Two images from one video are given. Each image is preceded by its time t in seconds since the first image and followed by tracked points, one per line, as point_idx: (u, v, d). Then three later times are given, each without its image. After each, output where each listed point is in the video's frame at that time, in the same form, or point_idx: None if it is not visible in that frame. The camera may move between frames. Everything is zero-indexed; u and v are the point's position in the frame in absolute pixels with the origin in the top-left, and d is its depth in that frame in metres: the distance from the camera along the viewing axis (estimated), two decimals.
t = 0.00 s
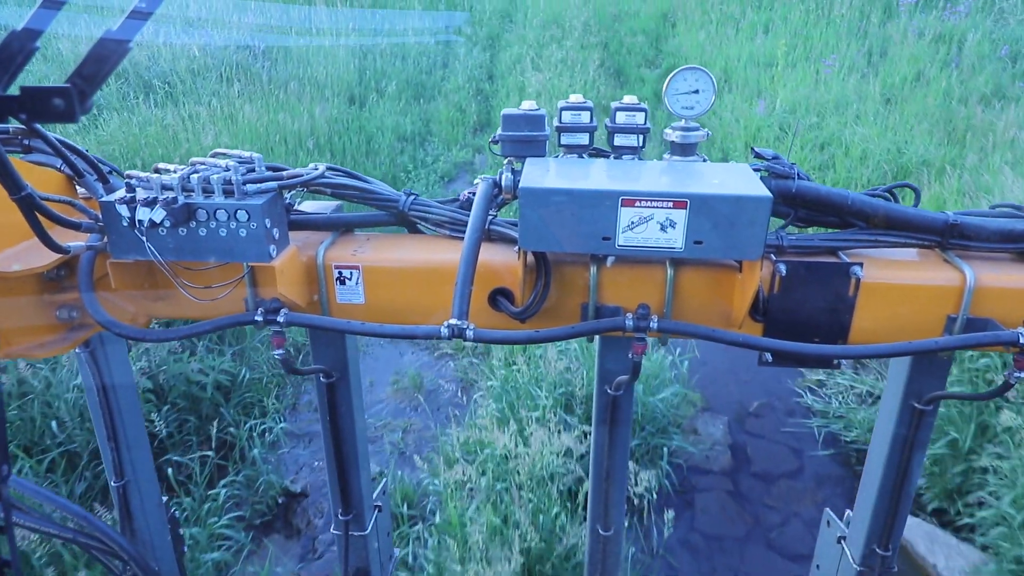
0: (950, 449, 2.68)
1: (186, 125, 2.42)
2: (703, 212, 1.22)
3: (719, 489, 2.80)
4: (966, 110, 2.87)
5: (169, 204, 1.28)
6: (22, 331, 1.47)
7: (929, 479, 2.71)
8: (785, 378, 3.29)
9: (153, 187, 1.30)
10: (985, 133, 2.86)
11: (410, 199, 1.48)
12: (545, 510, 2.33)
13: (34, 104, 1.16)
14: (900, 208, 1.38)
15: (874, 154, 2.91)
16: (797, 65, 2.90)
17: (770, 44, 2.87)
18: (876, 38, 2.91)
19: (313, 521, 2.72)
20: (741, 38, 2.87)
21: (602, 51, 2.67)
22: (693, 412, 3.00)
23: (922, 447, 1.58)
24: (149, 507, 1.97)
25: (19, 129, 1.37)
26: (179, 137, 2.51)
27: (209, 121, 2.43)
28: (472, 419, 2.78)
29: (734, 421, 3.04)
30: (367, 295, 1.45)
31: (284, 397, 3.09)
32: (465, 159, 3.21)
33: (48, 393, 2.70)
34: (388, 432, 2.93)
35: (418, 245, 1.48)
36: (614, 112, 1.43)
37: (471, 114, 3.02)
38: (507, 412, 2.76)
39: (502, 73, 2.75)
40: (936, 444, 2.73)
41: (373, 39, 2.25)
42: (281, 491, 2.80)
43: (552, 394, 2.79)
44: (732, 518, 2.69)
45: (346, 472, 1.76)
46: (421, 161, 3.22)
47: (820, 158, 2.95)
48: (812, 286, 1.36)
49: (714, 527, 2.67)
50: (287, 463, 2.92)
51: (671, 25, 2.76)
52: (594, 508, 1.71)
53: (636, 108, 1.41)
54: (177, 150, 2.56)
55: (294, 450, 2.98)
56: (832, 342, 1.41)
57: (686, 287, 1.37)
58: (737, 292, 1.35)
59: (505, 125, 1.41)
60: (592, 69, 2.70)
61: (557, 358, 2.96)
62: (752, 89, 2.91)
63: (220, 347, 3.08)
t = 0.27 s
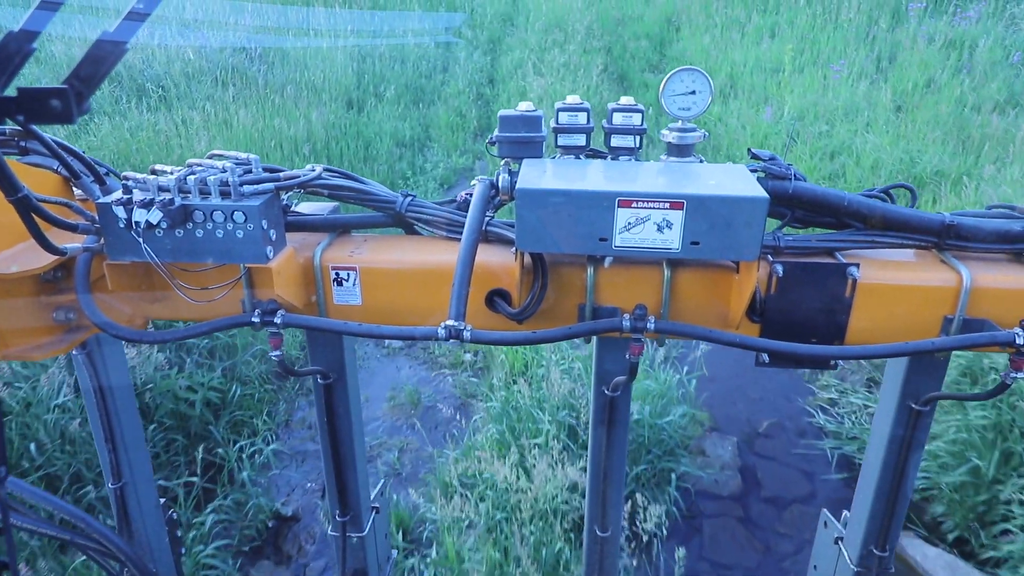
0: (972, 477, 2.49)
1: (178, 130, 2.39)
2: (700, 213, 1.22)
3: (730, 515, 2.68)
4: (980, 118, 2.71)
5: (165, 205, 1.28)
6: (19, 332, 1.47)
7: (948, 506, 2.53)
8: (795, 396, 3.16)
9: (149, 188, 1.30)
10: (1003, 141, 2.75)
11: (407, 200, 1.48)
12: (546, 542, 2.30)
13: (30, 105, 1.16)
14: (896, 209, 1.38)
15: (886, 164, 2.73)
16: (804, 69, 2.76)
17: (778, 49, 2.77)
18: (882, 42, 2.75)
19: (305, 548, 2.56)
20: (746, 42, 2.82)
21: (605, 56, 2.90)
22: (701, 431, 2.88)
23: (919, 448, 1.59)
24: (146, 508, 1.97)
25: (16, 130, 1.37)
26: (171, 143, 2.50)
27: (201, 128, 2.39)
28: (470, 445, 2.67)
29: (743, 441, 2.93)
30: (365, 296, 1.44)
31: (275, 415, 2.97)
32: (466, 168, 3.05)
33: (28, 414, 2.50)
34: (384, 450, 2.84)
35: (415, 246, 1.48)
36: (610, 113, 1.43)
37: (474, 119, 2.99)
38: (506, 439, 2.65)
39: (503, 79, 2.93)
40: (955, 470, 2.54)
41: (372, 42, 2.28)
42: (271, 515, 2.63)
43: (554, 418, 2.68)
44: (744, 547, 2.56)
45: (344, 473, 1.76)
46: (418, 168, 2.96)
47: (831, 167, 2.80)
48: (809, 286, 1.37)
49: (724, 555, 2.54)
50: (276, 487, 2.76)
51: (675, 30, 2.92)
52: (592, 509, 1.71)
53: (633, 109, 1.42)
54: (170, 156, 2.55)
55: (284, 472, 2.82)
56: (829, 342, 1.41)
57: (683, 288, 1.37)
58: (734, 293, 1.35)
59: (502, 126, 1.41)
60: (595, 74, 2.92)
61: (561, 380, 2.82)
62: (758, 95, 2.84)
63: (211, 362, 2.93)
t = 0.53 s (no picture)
0: (996, 503, 2.32)
1: (170, 136, 2.46)
2: (700, 215, 1.22)
3: (738, 540, 2.58)
4: (996, 125, 2.87)
5: (166, 207, 1.28)
6: (19, 334, 1.47)
7: (969, 534, 2.34)
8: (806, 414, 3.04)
9: (149, 190, 1.30)
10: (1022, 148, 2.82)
11: (406, 202, 1.47)
12: None
13: (30, 107, 1.16)
14: (896, 211, 1.38)
15: (897, 171, 2.86)
16: (812, 75, 2.92)
17: (783, 53, 2.88)
18: (895, 46, 2.91)
19: None
20: (753, 46, 2.88)
21: (608, 58, 2.82)
22: (707, 452, 2.78)
23: (919, 449, 1.59)
24: (147, 510, 1.97)
25: (15, 131, 1.37)
26: (162, 148, 2.50)
27: (191, 132, 2.47)
28: (466, 471, 2.55)
29: (752, 462, 2.84)
30: (365, 298, 1.44)
31: (266, 433, 2.87)
32: (465, 172, 3.00)
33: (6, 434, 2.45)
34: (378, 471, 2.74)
35: (415, 248, 1.48)
36: (610, 114, 1.43)
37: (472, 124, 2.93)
38: (505, 466, 2.52)
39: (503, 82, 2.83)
40: (976, 496, 2.37)
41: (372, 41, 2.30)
42: (260, 541, 2.52)
43: (555, 443, 2.55)
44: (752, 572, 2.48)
45: (344, 474, 1.76)
46: (417, 174, 3.02)
47: (841, 174, 2.88)
48: (809, 288, 1.37)
49: None
50: (265, 510, 2.64)
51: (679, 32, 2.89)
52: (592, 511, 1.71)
53: (633, 111, 1.42)
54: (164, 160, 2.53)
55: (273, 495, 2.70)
56: (830, 344, 1.41)
57: (683, 289, 1.37)
58: (734, 294, 1.35)
59: (502, 127, 1.41)
60: (598, 77, 2.82)
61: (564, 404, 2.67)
62: (764, 99, 2.94)
63: (200, 377, 2.82)
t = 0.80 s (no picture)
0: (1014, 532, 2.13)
1: (159, 140, 2.20)
2: (702, 216, 1.22)
3: (744, 566, 2.44)
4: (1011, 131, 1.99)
5: (168, 208, 1.28)
6: (21, 335, 1.47)
7: (986, 563, 2.20)
8: (816, 433, 2.90)
9: (152, 191, 1.30)
10: None
11: (408, 203, 1.47)
12: None
13: (32, 109, 1.17)
14: (899, 213, 1.38)
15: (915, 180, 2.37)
16: (816, 76, 2.14)
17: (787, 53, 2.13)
18: (901, 49, 2.02)
19: None
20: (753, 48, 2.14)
21: (609, 63, 2.21)
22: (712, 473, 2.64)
23: (921, 452, 1.58)
24: (148, 510, 1.97)
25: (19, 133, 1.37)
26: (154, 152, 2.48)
27: (183, 137, 2.23)
28: (459, 495, 2.44)
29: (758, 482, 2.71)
30: (367, 299, 1.44)
31: (255, 448, 2.85)
32: (463, 176, 2.60)
33: None
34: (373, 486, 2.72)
35: (417, 250, 1.48)
36: (613, 116, 1.43)
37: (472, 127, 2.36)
38: (502, 489, 2.41)
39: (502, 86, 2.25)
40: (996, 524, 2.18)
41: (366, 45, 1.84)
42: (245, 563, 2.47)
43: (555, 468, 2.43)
44: None
45: (345, 476, 1.76)
46: (415, 177, 2.52)
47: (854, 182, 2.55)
48: (812, 289, 1.36)
49: None
50: (252, 531, 2.62)
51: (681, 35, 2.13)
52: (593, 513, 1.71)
53: (635, 112, 1.42)
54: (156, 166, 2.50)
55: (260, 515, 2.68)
56: (832, 346, 1.41)
57: (685, 291, 1.37)
58: (737, 296, 1.35)
59: (504, 129, 1.41)
60: (599, 80, 2.27)
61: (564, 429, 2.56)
62: (771, 105, 2.28)
63: (185, 392, 2.80)
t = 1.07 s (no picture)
0: None
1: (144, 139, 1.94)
2: (706, 214, 1.22)
3: None
4: None
5: (172, 203, 1.28)
6: (25, 329, 1.47)
7: None
8: (822, 445, 2.89)
9: (156, 186, 1.30)
10: None
11: (412, 199, 1.47)
12: None
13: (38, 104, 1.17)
14: (904, 211, 1.38)
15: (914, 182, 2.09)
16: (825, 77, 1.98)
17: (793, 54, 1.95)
18: (909, 49, 1.88)
19: None
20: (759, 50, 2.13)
21: (609, 62, 1.99)
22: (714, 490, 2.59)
23: (924, 450, 1.58)
24: (151, 504, 1.98)
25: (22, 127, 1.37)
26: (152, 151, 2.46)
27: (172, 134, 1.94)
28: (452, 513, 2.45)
29: (763, 498, 2.68)
30: (370, 295, 1.45)
31: (243, 459, 2.85)
32: (462, 176, 2.20)
33: None
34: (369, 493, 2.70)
35: (420, 245, 1.48)
36: (617, 112, 1.42)
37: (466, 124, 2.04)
38: (496, 508, 2.40)
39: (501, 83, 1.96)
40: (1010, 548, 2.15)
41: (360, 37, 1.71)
42: None
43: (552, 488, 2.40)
44: None
45: (348, 472, 1.76)
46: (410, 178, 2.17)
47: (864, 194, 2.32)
48: (816, 287, 1.36)
49: None
50: (238, 547, 2.57)
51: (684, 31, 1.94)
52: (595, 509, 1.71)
53: (639, 109, 1.41)
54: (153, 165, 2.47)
55: (245, 531, 2.63)
56: (835, 343, 1.41)
57: (689, 288, 1.37)
58: (740, 293, 1.35)
59: (508, 125, 1.41)
60: (599, 80, 2.06)
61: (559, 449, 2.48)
62: (774, 105, 2.10)
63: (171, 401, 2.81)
